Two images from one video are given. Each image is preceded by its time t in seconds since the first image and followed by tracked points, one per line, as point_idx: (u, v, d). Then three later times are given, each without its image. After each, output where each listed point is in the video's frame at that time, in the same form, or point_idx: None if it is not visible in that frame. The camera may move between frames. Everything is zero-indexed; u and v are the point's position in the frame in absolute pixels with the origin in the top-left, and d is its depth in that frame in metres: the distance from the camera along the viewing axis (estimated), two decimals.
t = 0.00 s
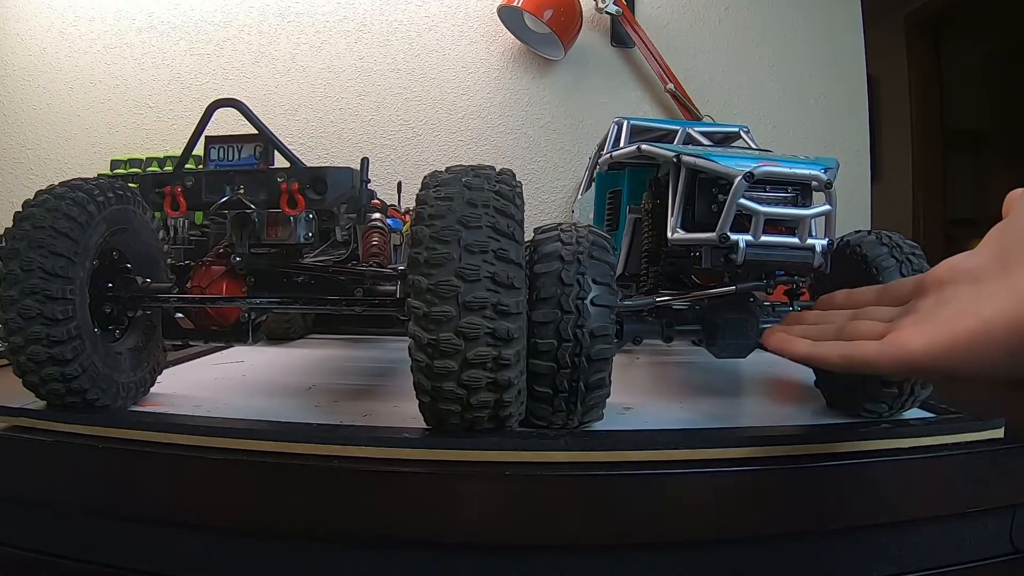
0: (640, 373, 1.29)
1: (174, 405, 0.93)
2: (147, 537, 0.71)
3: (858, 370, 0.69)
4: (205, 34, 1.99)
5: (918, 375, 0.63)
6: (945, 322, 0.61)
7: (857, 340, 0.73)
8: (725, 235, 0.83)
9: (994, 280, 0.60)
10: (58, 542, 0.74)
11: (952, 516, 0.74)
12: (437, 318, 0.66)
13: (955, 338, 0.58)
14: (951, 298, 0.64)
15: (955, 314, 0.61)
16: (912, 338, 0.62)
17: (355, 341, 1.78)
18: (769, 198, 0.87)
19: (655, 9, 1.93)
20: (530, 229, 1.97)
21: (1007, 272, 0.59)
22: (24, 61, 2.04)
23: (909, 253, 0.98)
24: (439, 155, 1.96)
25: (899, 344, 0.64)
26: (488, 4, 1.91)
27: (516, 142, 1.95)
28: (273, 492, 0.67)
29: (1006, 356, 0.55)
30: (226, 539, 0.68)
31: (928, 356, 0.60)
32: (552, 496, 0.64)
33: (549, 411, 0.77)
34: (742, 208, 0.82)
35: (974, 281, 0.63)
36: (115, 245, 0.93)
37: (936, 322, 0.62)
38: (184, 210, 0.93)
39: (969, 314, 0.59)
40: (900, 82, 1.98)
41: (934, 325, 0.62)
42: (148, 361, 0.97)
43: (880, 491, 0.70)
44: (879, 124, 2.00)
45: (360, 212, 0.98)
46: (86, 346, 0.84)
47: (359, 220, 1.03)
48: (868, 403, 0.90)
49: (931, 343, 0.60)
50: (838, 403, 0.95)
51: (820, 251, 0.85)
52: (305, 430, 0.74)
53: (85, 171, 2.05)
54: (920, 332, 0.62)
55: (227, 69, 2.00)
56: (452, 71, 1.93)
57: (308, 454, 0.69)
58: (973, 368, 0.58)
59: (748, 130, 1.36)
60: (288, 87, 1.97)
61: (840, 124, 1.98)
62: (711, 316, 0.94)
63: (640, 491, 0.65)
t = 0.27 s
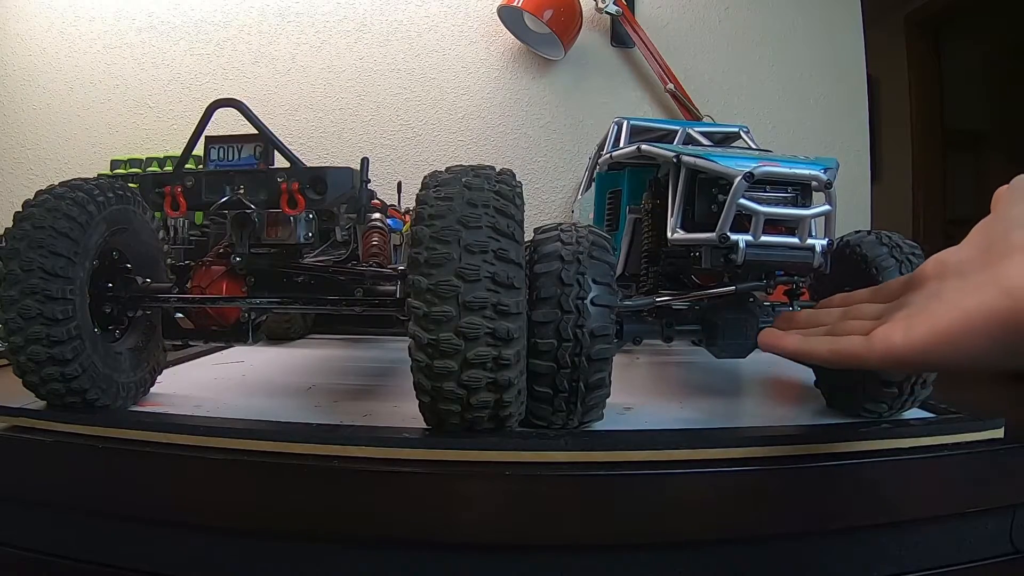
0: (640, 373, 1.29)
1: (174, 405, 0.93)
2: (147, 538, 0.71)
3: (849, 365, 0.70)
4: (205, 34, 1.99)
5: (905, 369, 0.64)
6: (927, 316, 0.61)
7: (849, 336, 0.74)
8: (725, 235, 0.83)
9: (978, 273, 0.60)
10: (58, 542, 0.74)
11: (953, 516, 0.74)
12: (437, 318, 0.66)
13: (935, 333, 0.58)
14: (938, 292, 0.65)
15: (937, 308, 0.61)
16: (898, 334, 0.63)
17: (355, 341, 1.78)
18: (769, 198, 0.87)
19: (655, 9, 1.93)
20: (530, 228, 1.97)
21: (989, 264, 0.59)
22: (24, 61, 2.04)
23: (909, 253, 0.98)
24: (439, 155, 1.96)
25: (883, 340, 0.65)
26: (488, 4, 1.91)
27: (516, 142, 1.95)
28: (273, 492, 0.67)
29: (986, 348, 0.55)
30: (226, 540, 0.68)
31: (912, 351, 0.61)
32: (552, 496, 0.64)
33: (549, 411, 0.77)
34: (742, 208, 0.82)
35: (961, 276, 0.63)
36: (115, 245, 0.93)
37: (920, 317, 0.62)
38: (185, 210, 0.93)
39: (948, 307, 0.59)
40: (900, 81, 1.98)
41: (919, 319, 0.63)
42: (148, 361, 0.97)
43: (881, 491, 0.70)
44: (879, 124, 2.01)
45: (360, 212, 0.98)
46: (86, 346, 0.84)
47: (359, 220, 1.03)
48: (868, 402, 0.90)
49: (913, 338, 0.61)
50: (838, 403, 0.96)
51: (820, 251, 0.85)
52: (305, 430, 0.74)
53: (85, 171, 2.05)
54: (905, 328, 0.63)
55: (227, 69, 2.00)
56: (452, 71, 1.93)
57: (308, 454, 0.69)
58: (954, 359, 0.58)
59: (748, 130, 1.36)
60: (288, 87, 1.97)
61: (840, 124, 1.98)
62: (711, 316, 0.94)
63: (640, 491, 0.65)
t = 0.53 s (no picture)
0: (640, 373, 1.29)
1: (174, 405, 0.93)
2: (148, 537, 0.71)
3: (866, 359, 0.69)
4: (205, 33, 1.99)
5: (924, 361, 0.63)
6: (947, 306, 0.61)
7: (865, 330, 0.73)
8: (725, 235, 0.82)
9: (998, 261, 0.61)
10: (59, 542, 0.74)
11: (952, 516, 0.74)
12: (438, 318, 0.66)
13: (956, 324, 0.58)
14: (956, 282, 0.65)
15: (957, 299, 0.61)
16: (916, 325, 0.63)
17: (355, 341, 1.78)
18: (769, 198, 0.87)
19: (655, 9, 1.93)
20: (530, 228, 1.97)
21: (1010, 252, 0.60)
22: (24, 61, 2.04)
23: (909, 253, 0.98)
24: (439, 155, 1.96)
25: (903, 331, 0.64)
26: (488, 4, 1.91)
27: (516, 142, 1.95)
28: (272, 492, 0.67)
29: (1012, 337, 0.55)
30: (226, 540, 0.68)
31: (933, 342, 0.60)
32: (552, 496, 0.64)
33: (549, 411, 0.77)
34: (742, 208, 0.82)
35: (979, 263, 0.64)
36: (115, 245, 0.93)
37: (940, 308, 0.62)
38: (185, 210, 0.93)
39: (970, 296, 0.59)
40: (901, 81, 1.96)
41: (939, 310, 0.62)
42: (148, 361, 0.97)
43: (881, 491, 0.70)
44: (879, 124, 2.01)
45: (360, 212, 0.99)
46: (86, 346, 0.84)
47: (359, 220, 1.03)
48: (868, 402, 0.90)
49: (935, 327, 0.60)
50: (838, 402, 0.96)
51: (820, 251, 0.85)
52: (305, 430, 0.74)
53: (85, 171, 2.05)
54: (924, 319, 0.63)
55: (227, 69, 2.00)
56: (452, 71, 1.93)
57: (308, 454, 0.69)
58: (976, 350, 0.58)
59: (748, 130, 1.36)
60: (288, 87, 1.97)
61: (840, 124, 1.98)
62: (711, 316, 0.94)
63: (640, 491, 0.65)
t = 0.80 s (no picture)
0: (641, 373, 1.29)
1: (174, 405, 0.93)
2: (148, 538, 0.71)
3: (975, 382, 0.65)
4: (205, 34, 1.99)
5: None
6: None
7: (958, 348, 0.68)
8: (724, 234, 0.82)
9: None
10: (59, 542, 0.74)
11: (952, 516, 0.74)
12: (437, 318, 0.66)
13: None
14: None
15: None
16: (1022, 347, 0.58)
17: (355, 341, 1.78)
18: (769, 198, 0.87)
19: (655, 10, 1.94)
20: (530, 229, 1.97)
21: None
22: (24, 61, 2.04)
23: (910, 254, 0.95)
24: (438, 155, 1.96)
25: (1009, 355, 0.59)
26: (487, 5, 1.91)
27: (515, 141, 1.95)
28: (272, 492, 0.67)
29: None
30: (226, 540, 0.68)
31: None
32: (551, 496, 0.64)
33: (549, 411, 0.77)
34: (742, 208, 0.82)
35: None
36: (115, 245, 0.93)
37: None
38: (185, 210, 0.93)
39: None
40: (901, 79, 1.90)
41: None
42: (148, 361, 0.97)
43: (881, 491, 0.70)
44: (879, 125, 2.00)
45: (360, 212, 0.99)
46: (86, 346, 0.84)
47: (359, 220, 1.03)
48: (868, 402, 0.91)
49: None
50: (838, 402, 0.96)
51: (820, 251, 0.85)
52: (305, 430, 0.74)
53: (85, 171, 2.05)
54: None
55: (227, 69, 2.00)
56: (452, 71, 1.93)
57: (308, 454, 0.69)
58: None
59: (748, 130, 1.36)
60: (288, 87, 1.97)
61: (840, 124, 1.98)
62: (711, 315, 0.94)
63: (640, 491, 0.65)
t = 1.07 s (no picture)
0: (640, 373, 1.29)
1: (173, 405, 0.93)
2: (148, 537, 0.71)
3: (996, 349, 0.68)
4: (205, 33, 1.99)
5: None
6: None
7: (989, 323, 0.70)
8: (724, 234, 0.82)
9: None
10: (60, 542, 0.74)
11: (953, 516, 0.74)
12: (437, 318, 0.66)
13: None
14: None
15: None
16: None
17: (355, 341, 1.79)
18: (769, 198, 0.87)
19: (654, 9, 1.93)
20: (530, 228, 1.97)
21: None
22: (24, 61, 2.04)
23: (909, 253, 0.95)
24: (438, 155, 1.96)
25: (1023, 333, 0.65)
26: (487, 4, 1.91)
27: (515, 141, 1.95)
28: (272, 492, 0.67)
29: None
30: (227, 539, 0.68)
31: None
32: (551, 496, 0.64)
33: (549, 411, 0.77)
34: (742, 208, 0.82)
35: None
36: (115, 245, 0.93)
37: None
38: (185, 210, 0.93)
39: None
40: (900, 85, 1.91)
41: None
42: (148, 361, 0.97)
43: (881, 491, 0.70)
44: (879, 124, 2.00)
45: (360, 212, 0.98)
46: (86, 346, 0.84)
47: (359, 220, 1.03)
48: (868, 402, 0.91)
49: None
50: (838, 402, 0.96)
51: (820, 251, 0.85)
52: (305, 430, 0.74)
53: (85, 171, 2.05)
54: None
55: (227, 69, 2.00)
56: (452, 71, 1.93)
57: (308, 454, 0.69)
58: None
59: (748, 130, 1.36)
60: (288, 87, 1.97)
61: (840, 124, 1.98)
62: (711, 315, 0.94)
63: (640, 491, 0.65)
